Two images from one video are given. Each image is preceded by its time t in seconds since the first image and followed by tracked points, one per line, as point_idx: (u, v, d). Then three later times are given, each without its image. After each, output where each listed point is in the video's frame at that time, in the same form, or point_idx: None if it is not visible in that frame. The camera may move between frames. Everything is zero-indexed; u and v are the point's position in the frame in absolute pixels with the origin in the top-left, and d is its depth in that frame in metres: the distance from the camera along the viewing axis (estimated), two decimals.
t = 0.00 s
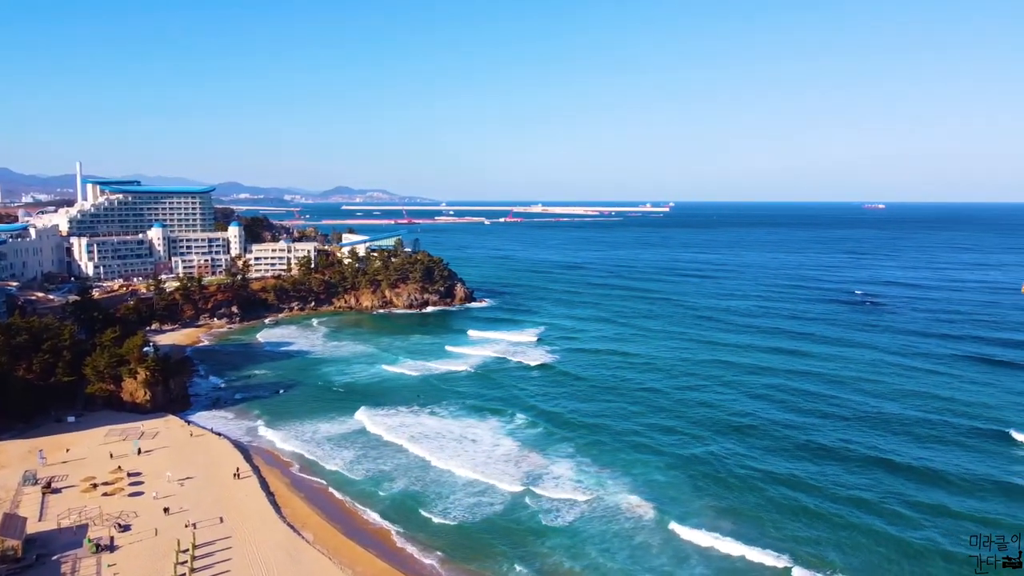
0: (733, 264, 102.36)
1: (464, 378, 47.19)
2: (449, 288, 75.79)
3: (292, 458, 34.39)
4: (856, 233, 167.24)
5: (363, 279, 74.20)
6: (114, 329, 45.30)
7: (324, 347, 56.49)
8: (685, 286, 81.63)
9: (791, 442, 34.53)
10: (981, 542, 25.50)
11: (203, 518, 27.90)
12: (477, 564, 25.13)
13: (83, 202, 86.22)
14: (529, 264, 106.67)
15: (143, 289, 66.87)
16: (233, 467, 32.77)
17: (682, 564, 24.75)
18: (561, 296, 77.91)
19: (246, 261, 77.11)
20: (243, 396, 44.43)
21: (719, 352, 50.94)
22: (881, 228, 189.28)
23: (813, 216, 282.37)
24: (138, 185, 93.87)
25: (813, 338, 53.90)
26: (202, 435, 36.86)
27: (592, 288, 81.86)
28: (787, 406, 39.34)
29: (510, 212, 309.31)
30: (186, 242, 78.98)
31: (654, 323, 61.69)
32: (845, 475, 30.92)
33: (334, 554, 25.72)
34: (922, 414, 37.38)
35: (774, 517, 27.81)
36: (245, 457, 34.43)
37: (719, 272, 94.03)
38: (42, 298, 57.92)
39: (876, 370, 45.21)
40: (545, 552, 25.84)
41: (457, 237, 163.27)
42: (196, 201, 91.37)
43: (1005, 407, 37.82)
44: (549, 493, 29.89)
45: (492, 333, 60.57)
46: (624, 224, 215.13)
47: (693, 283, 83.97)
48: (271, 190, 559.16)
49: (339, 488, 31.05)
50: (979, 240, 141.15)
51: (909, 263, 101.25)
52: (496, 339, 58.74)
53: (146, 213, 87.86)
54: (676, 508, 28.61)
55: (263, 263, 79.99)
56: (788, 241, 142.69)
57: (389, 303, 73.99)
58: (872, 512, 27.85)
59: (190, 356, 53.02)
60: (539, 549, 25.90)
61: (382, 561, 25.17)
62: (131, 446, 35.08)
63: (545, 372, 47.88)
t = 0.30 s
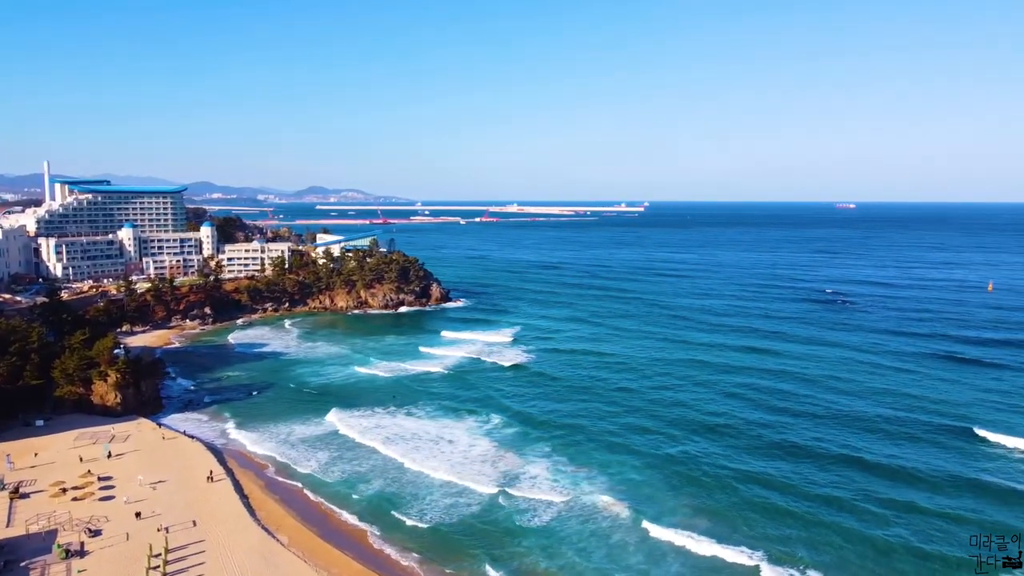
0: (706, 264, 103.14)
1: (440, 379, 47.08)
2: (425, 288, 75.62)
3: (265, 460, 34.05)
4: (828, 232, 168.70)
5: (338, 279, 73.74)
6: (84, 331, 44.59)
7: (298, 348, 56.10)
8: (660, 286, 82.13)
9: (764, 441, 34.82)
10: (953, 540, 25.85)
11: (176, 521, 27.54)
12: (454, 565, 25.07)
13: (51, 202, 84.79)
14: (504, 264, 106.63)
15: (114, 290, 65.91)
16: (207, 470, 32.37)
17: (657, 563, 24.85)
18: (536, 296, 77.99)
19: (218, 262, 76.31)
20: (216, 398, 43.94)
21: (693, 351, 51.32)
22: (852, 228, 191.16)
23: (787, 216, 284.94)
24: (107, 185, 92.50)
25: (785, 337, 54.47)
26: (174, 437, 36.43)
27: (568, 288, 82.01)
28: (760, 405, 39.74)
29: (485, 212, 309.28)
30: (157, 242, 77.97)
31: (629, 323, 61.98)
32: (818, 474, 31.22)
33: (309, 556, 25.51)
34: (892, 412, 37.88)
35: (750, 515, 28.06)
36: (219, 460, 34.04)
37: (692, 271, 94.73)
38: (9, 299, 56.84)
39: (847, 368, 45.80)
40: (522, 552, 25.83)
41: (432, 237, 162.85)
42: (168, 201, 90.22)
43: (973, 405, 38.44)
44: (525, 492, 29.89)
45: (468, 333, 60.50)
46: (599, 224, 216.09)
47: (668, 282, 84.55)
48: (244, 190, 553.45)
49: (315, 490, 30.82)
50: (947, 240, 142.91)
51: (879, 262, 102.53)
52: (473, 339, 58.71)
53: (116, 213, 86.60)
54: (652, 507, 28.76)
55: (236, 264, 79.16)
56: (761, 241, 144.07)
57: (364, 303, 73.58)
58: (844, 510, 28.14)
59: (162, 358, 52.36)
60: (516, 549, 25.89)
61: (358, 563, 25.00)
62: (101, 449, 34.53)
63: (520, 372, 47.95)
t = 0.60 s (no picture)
0: (680, 263, 103.77)
1: (415, 380, 46.89)
2: (400, 288, 75.31)
3: (238, 463, 33.67)
4: (800, 232, 170.30)
5: (312, 280, 73.18)
6: (53, 333, 43.84)
7: (272, 349, 55.63)
8: (635, 285, 82.47)
9: (738, 441, 35.05)
10: (924, 538, 26.17)
11: (147, 526, 27.14)
12: (431, 566, 24.97)
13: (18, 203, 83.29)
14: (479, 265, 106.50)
15: (83, 291, 64.89)
16: (179, 474, 31.94)
17: (633, 562, 24.94)
18: (512, 296, 77.96)
19: (190, 263, 75.39)
20: (189, 400, 43.40)
21: (667, 351, 51.61)
22: (824, 228, 193.12)
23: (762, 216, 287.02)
24: (76, 185, 91.06)
25: (758, 336, 54.94)
26: (145, 441, 35.95)
27: (543, 288, 82.07)
28: (734, 404, 40.05)
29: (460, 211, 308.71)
30: (127, 243, 76.90)
31: (604, 323, 62.17)
32: (790, 472, 31.49)
33: (284, 559, 25.26)
34: (863, 411, 38.33)
35: (725, 513, 28.27)
36: (192, 463, 33.59)
37: (667, 271, 95.24)
38: None
39: (819, 367, 46.30)
40: (499, 552, 25.79)
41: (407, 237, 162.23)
42: (138, 201, 89.01)
43: (941, 403, 39.02)
44: (502, 493, 29.86)
45: (444, 334, 60.33)
46: (574, 223, 216.66)
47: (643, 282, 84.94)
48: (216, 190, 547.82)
49: (290, 492, 30.54)
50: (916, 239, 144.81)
51: (850, 261, 103.79)
52: (448, 340, 58.56)
53: (85, 213, 85.28)
54: (628, 506, 28.88)
55: (209, 265, 78.24)
56: (734, 240, 145.26)
57: (339, 304, 73.09)
58: (815, 508, 28.41)
59: (133, 360, 51.65)
60: (494, 550, 25.84)
61: (333, 566, 24.82)
62: (70, 453, 33.94)
63: (496, 373, 47.90)
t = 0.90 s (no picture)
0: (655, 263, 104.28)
1: (390, 381, 46.64)
2: (375, 289, 74.93)
3: (210, 466, 33.29)
4: (772, 232, 171.40)
5: (286, 281, 72.55)
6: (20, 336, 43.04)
7: (244, 351, 55.09)
8: (610, 285, 82.74)
9: (711, 440, 35.26)
10: (895, 535, 26.46)
11: (118, 531, 26.74)
12: (408, 567, 24.85)
13: None
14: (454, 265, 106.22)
15: (51, 293, 63.79)
16: (151, 477, 31.49)
17: (610, 560, 25.03)
18: (487, 296, 77.85)
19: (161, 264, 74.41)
20: (160, 403, 42.83)
21: (642, 351, 51.85)
22: (796, 227, 194.51)
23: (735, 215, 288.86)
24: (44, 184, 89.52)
25: (732, 335, 55.36)
26: (116, 444, 35.43)
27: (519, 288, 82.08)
28: (708, 403, 40.33)
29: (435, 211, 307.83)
30: (97, 244, 75.74)
31: (579, 323, 62.29)
32: (763, 472, 31.72)
33: (258, 563, 25.03)
34: (834, 409, 38.75)
35: (700, 512, 28.47)
36: (164, 466, 33.18)
37: (641, 271, 95.66)
38: None
39: (792, 366, 46.77)
40: (476, 552, 25.74)
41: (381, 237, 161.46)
42: (108, 201, 87.68)
43: (910, 401, 39.56)
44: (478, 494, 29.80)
45: (419, 335, 60.10)
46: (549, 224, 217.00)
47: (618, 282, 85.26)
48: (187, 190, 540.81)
49: (264, 494, 30.27)
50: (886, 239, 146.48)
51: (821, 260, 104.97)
52: (423, 340, 58.37)
53: (53, 214, 83.85)
54: (605, 505, 28.97)
55: (180, 266, 77.20)
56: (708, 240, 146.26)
57: (313, 304, 72.52)
58: (788, 507, 28.63)
59: (102, 363, 50.87)
60: (471, 550, 25.78)
61: (307, 568, 24.66)
62: (38, 458, 33.34)
63: (471, 373, 47.83)
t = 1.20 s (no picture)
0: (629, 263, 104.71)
1: (365, 382, 46.45)
2: (349, 289, 74.54)
3: (181, 469, 32.88)
4: (745, 232, 172.56)
5: (259, 281, 71.91)
6: None
7: (216, 352, 54.55)
8: (584, 285, 82.93)
9: (685, 440, 35.44)
10: (867, 534, 26.72)
11: (88, 536, 26.34)
12: (384, 569, 24.71)
13: None
14: (429, 265, 105.88)
15: (18, 294, 62.68)
16: (121, 481, 31.04)
17: (587, 559, 25.14)
18: (462, 296, 77.69)
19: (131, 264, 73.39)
20: (130, 406, 42.26)
21: (616, 351, 52.09)
22: (769, 227, 195.93)
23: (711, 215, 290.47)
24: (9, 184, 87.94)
25: (704, 335, 55.75)
26: (85, 447, 34.89)
27: (494, 289, 82.02)
28: (681, 403, 40.65)
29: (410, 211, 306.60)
30: (64, 244, 74.57)
31: (554, 323, 62.39)
32: (737, 471, 31.94)
33: (231, 566, 24.77)
34: (806, 408, 39.14)
35: (676, 510, 28.66)
36: (134, 470, 32.73)
37: (616, 271, 96.00)
38: None
39: (764, 364, 47.27)
40: (453, 553, 25.67)
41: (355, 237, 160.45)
42: (76, 201, 86.30)
43: (880, 398, 40.16)
44: (453, 494, 29.74)
45: (394, 335, 59.87)
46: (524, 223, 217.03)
47: (592, 282, 85.50)
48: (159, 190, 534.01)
49: (238, 497, 29.96)
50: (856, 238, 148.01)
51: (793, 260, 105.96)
52: (397, 341, 58.12)
53: (19, 214, 82.40)
54: (581, 504, 29.11)
55: (151, 267, 76.22)
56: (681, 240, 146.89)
57: (287, 305, 71.96)
58: (762, 505, 28.87)
59: (71, 365, 50.09)
60: (448, 551, 25.73)
61: (282, 571, 24.43)
62: (4, 463, 32.74)
63: (446, 374, 47.75)
